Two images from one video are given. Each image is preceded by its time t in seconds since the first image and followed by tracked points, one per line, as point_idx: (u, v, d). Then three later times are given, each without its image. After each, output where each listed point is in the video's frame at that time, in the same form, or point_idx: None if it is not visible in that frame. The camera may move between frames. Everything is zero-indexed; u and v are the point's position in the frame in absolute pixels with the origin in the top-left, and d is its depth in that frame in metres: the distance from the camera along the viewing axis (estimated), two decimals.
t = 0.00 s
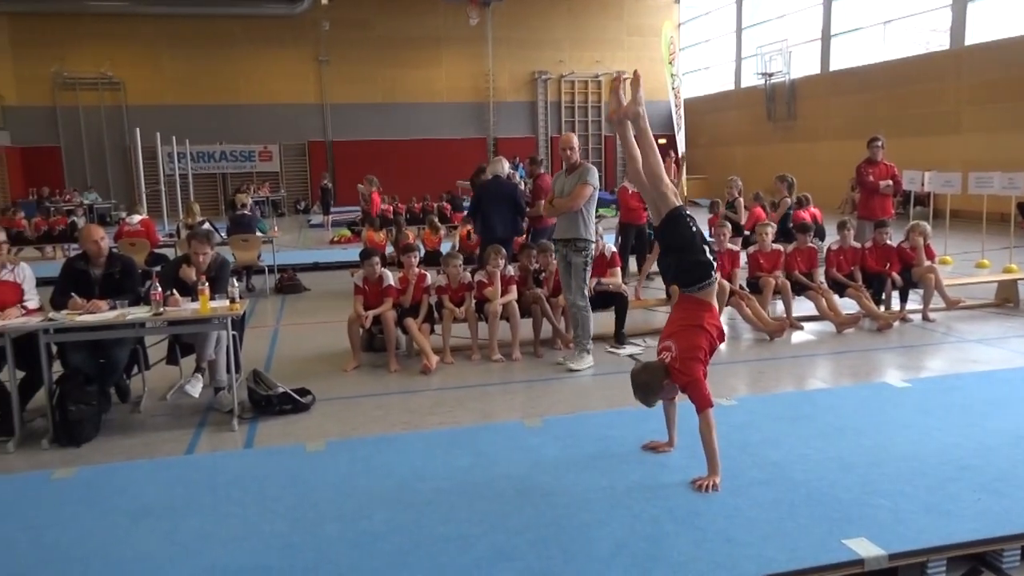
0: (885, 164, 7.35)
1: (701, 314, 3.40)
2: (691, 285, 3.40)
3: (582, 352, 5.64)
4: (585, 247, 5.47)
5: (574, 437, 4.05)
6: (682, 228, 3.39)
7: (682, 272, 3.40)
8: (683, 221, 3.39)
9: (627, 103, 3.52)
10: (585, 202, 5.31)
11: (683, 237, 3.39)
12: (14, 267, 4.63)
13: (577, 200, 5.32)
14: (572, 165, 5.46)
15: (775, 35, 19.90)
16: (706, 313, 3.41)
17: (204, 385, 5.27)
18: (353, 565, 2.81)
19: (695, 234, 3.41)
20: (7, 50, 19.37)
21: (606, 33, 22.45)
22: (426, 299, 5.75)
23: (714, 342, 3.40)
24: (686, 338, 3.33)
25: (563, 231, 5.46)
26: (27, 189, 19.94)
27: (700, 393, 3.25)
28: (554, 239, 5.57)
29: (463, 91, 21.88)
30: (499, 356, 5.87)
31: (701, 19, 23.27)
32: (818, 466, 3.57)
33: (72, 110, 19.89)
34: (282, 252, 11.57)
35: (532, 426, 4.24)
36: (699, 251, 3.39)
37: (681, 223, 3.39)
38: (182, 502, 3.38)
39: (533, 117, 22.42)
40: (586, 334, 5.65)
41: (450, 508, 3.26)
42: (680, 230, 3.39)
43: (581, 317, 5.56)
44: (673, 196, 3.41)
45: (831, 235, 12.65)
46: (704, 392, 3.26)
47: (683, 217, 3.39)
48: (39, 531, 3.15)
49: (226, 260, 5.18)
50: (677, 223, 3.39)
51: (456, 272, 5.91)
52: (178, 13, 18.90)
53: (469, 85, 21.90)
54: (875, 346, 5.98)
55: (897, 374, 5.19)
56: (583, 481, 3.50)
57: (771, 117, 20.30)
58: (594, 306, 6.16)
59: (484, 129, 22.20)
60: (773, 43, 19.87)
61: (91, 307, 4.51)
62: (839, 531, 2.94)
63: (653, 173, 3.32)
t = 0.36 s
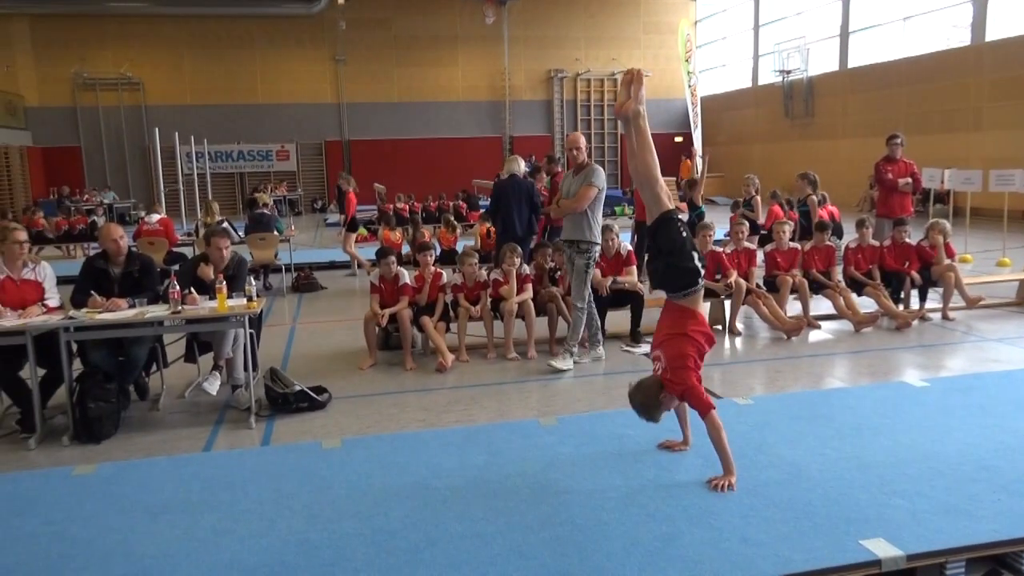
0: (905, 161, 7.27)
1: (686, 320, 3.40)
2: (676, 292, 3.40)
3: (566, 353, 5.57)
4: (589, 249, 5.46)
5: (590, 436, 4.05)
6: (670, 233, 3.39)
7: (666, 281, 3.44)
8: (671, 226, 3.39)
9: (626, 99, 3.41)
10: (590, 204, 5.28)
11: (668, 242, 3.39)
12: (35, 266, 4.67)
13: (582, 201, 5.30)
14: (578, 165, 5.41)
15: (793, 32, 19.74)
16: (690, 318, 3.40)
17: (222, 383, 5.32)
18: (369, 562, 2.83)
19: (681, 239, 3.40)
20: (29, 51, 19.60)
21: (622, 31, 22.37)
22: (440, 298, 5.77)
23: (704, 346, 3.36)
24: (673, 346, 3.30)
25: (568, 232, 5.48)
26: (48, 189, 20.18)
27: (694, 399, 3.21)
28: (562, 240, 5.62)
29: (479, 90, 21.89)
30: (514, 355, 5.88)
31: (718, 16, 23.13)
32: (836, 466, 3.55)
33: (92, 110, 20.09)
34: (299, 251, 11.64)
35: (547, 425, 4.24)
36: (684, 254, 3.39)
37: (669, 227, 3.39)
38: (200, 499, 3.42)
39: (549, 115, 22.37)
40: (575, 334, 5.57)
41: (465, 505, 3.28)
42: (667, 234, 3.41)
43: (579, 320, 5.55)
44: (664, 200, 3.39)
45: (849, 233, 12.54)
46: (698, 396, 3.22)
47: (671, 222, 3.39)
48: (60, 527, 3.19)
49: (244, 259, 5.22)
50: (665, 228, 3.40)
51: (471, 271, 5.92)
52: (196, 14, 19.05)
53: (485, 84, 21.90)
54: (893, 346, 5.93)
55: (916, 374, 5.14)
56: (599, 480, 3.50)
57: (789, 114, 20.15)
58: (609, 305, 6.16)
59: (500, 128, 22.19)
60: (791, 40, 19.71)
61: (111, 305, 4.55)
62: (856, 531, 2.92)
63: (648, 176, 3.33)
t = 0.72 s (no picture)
0: (921, 158, 7.20)
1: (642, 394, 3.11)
2: (610, 362, 3.07)
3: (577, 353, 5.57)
4: (586, 249, 5.45)
5: (605, 434, 4.04)
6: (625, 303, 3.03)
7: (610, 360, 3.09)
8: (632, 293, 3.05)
9: (633, 154, 3.12)
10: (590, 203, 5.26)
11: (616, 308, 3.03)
12: (51, 265, 4.71)
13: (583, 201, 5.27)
14: (581, 164, 5.37)
15: (807, 29, 19.63)
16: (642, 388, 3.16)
17: (237, 380, 5.34)
18: (383, 560, 2.83)
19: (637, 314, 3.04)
20: (46, 51, 19.77)
21: (635, 29, 22.30)
22: (453, 296, 5.78)
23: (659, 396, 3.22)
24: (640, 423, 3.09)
25: (568, 231, 5.47)
26: (64, 188, 20.37)
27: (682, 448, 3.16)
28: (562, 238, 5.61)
29: (492, 88, 21.89)
30: (527, 353, 5.87)
31: (732, 14, 23.04)
32: (851, 466, 3.52)
33: (107, 109, 20.24)
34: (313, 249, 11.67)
35: (561, 424, 4.23)
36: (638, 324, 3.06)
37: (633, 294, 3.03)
38: (216, 496, 3.43)
39: (562, 113, 22.33)
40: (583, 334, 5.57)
41: (479, 504, 3.27)
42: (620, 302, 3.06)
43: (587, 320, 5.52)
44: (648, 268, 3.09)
45: (864, 231, 12.43)
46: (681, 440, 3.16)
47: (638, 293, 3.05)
48: (78, 522, 3.21)
49: (258, 257, 5.23)
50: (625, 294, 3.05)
51: (485, 269, 5.92)
52: (211, 13, 19.16)
53: (498, 82, 21.90)
54: (909, 345, 5.88)
55: (932, 373, 5.09)
56: (614, 478, 3.49)
57: (803, 112, 20.03)
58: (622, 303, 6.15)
59: (512, 126, 22.17)
60: (805, 37, 19.60)
61: (127, 303, 4.58)
62: (872, 532, 2.90)
63: (637, 238, 3.07)
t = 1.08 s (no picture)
0: (954, 154, 7.06)
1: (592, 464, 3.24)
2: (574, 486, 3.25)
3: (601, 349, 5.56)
4: (605, 246, 5.39)
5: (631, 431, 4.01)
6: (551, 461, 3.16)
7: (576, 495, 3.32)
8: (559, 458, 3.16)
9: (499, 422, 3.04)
10: (611, 201, 5.23)
11: (553, 469, 3.16)
12: (82, 258, 4.75)
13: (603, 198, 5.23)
14: (599, 161, 5.33)
15: (835, 23, 19.36)
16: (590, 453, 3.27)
17: (263, 373, 5.37)
18: (408, 555, 2.83)
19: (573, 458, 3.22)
20: (77, 47, 20.03)
21: (660, 23, 22.13)
22: (477, 291, 5.78)
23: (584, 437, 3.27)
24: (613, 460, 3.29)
25: (585, 229, 5.43)
26: (95, 182, 20.69)
27: (642, 420, 3.29)
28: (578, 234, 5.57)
29: (517, 84, 21.84)
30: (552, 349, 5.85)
31: (759, 8, 22.78)
32: (881, 465, 3.47)
33: (136, 105, 20.48)
34: (338, 243, 11.73)
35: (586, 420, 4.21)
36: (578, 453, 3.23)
37: (555, 451, 3.16)
38: (243, 487, 3.45)
39: (586, 108, 22.23)
40: (604, 331, 5.55)
41: (502, 500, 3.26)
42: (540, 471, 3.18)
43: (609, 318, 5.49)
44: (559, 427, 3.09)
45: (894, 228, 12.26)
46: (637, 428, 3.25)
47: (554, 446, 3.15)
48: (107, 511, 3.25)
49: (284, 251, 5.26)
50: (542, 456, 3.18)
51: (509, 264, 5.92)
52: (238, 9, 19.30)
53: (523, 77, 21.86)
54: (940, 344, 5.78)
55: (965, 373, 5.00)
56: (640, 475, 3.46)
57: (831, 107, 19.78)
58: (648, 300, 6.12)
59: (536, 121, 22.11)
60: (833, 31, 19.34)
61: (156, 296, 4.62)
62: (904, 533, 2.85)
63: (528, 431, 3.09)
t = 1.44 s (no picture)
0: None
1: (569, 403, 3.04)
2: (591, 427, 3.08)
3: (630, 340, 5.52)
4: (676, 243, 5.26)
5: (707, 430, 3.94)
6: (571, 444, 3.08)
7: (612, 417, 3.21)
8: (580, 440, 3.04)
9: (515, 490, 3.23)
10: (683, 196, 5.10)
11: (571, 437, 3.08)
12: (171, 250, 4.94)
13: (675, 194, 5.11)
14: (668, 155, 5.20)
15: (925, 9, 18.51)
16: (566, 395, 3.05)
17: (341, 364, 5.48)
18: (483, 548, 2.83)
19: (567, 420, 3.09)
20: (164, 47, 20.83)
21: (738, 13, 21.61)
22: (550, 286, 5.76)
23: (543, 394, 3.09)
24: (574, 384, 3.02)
25: (654, 225, 5.30)
26: (182, 177, 21.54)
27: (550, 340, 2.97)
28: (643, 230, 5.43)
29: (590, 77, 21.68)
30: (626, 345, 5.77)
31: None
32: (976, 473, 3.30)
33: (220, 102, 21.19)
34: (412, 237, 11.88)
35: (661, 417, 4.15)
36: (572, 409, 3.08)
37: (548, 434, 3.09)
38: (322, 475, 3.53)
39: (660, 101, 21.89)
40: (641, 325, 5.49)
41: (576, 496, 3.23)
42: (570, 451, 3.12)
43: (682, 316, 5.35)
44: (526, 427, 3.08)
45: (987, 223, 11.66)
46: (548, 353, 2.95)
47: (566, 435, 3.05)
48: (194, 495, 3.37)
49: (361, 244, 5.34)
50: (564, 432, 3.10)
51: (583, 259, 5.88)
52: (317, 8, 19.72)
53: (596, 70, 21.68)
54: None
55: None
56: (717, 475, 3.39)
57: (918, 97, 18.95)
58: (725, 296, 5.98)
59: (609, 114, 21.89)
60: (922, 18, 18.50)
61: (240, 287, 4.76)
62: (1003, 545, 2.70)
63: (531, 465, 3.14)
